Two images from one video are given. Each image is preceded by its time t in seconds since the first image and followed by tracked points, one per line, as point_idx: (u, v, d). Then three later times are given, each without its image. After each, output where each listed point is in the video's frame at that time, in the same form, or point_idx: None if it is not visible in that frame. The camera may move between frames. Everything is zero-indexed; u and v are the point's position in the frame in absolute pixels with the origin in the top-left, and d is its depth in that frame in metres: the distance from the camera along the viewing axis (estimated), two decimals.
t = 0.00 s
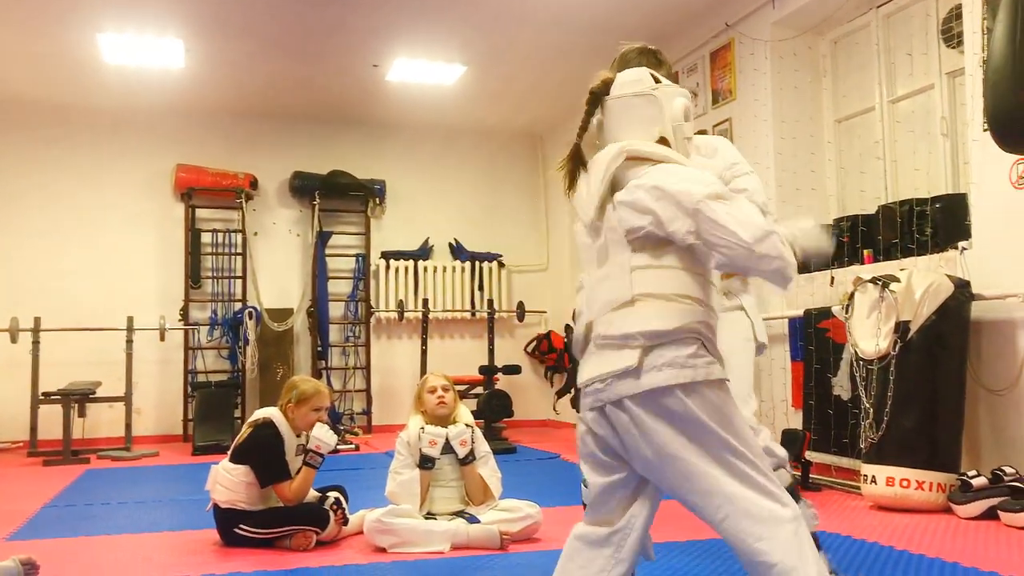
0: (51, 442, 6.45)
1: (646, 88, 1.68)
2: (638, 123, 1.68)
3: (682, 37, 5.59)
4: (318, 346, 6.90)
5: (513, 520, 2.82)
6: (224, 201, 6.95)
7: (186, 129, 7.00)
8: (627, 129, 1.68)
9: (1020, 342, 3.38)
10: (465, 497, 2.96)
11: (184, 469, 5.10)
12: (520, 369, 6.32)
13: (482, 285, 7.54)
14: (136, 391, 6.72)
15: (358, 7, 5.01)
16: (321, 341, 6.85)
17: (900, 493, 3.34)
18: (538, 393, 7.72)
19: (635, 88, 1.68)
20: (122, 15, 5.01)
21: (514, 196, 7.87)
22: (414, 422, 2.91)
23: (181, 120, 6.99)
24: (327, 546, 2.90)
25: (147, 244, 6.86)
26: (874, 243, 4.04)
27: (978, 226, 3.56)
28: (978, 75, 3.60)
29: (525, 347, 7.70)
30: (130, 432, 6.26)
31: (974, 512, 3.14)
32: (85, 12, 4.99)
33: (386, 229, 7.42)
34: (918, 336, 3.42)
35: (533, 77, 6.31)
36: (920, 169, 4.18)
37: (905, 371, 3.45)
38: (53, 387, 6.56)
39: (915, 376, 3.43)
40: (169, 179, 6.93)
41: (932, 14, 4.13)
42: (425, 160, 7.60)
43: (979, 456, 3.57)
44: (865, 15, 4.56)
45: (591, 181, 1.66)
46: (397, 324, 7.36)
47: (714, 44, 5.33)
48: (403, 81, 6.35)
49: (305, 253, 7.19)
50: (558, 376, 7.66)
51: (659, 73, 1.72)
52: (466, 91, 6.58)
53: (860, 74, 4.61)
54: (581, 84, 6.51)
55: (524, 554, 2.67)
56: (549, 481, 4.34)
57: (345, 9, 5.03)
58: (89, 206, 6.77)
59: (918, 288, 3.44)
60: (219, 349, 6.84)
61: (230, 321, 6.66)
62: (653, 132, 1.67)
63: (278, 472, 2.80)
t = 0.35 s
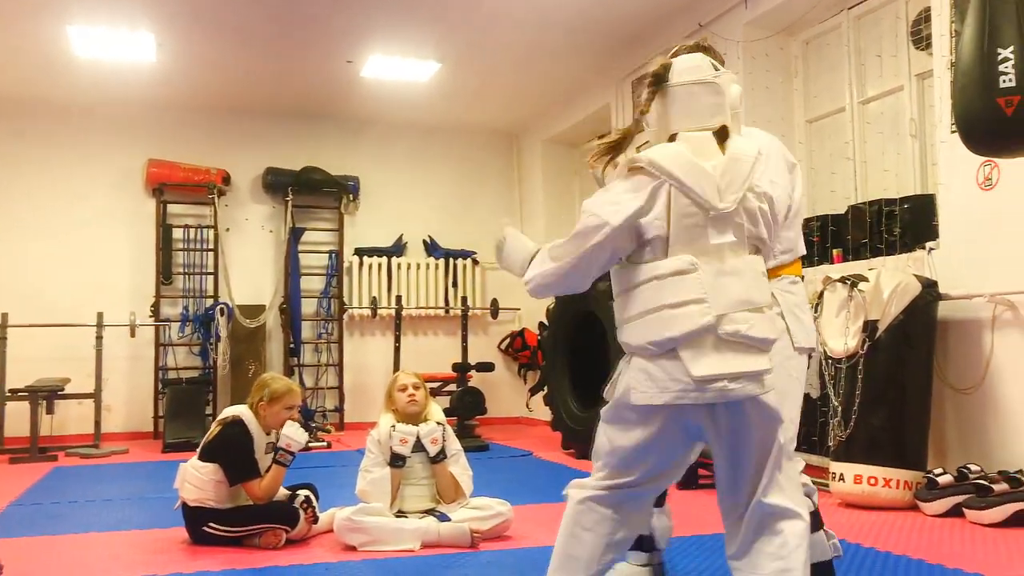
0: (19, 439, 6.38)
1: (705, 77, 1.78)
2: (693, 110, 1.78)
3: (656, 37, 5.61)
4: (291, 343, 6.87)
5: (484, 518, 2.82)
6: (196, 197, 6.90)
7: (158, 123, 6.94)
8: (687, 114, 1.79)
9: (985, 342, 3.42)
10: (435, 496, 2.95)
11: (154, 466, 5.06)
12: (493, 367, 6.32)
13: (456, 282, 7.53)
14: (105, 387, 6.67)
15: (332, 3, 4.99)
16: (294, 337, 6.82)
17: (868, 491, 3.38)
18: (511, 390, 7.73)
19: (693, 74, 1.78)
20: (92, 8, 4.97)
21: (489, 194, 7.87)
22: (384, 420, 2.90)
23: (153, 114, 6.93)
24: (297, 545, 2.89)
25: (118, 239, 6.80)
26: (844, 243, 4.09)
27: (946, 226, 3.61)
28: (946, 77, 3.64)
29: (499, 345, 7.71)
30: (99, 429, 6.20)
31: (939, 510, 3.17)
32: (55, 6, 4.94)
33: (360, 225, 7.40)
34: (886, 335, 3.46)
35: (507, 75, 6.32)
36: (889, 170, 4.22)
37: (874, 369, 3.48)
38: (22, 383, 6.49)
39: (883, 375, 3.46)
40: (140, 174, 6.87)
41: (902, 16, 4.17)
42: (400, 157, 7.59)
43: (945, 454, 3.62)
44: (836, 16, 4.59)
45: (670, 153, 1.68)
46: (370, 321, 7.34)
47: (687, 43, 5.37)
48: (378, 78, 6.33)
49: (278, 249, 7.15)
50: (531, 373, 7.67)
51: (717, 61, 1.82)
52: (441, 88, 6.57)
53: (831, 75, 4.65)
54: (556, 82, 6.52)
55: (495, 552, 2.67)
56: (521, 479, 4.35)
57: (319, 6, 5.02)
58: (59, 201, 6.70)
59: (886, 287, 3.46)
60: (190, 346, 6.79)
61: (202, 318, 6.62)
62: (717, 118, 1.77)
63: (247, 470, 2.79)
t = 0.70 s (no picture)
0: None
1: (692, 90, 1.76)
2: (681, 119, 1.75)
3: (629, 38, 5.62)
4: (260, 342, 6.81)
5: (453, 519, 2.80)
6: (165, 194, 6.83)
7: (126, 119, 6.86)
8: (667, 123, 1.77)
9: (953, 343, 3.44)
10: (403, 496, 2.93)
11: (120, 467, 5.00)
12: (465, 368, 6.30)
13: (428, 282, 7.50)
14: (71, 386, 6.58)
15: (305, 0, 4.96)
16: (263, 337, 6.76)
17: (836, 491, 3.40)
18: (483, 391, 7.71)
19: (677, 87, 1.76)
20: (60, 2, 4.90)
21: (462, 193, 7.85)
22: (352, 421, 2.88)
23: (122, 110, 6.84)
24: (263, 545, 2.86)
25: (84, 237, 6.71)
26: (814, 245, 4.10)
27: (915, 230, 3.63)
28: (916, 81, 3.66)
29: (471, 345, 7.69)
30: (64, 429, 6.11)
31: (904, 512, 3.20)
32: None
33: (331, 224, 7.35)
34: (854, 337, 3.46)
35: (481, 74, 6.30)
36: (858, 173, 4.25)
37: (841, 371, 3.49)
38: None
39: (851, 376, 3.46)
40: (108, 171, 6.78)
41: (873, 20, 4.20)
42: (372, 156, 7.55)
43: (912, 455, 3.65)
44: (808, 20, 4.61)
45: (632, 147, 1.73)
46: (341, 320, 7.29)
47: (660, 45, 5.38)
48: (351, 75, 6.29)
49: (248, 247, 7.09)
50: (503, 374, 7.66)
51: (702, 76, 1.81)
52: (414, 86, 6.54)
53: (802, 78, 4.67)
54: (530, 82, 6.50)
55: (462, 553, 2.65)
56: (490, 480, 4.33)
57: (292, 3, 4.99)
58: (25, 197, 6.61)
59: (854, 290, 3.50)
60: (158, 345, 6.71)
61: (170, 316, 6.55)
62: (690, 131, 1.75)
63: (212, 471, 2.76)
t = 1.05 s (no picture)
0: None
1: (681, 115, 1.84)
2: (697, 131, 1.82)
3: (610, 41, 5.63)
4: (238, 342, 6.77)
5: (430, 521, 2.80)
6: (143, 193, 6.79)
7: (104, 117, 6.81)
8: (683, 136, 1.83)
9: (928, 347, 3.48)
10: (381, 497, 2.93)
11: (95, 468, 4.96)
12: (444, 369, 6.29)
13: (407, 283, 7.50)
14: (46, 386, 6.52)
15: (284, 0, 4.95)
16: (241, 337, 6.73)
17: (812, 494, 3.41)
18: (462, 393, 7.71)
19: (694, 100, 1.82)
20: None
21: (441, 193, 7.85)
22: (329, 422, 2.87)
23: (100, 108, 6.80)
24: (239, 547, 2.84)
25: (61, 235, 6.66)
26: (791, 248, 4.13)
27: (890, 234, 3.67)
28: (892, 87, 3.69)
29: (450, 346, 7.68)
30: (39, 430, 6.06)
31: (880, 513, 3.23)
32: None
33: (310, 225, 7.33)
34: (830, 339, 3.50)
35: (461, 76, 6.30)
36: (835, 177, 4.29)
37: (818, 375, 3.52)
38: None
39: (826, 378, 3.50)
40: (85, 169, 6.73)
41: (850, 25, 4.23)
42: (351, 156, 7.53)
43: (886, 456, 3.68)
44: (786, 25, 4.65)
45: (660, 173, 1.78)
46: (320, 321, 7.27)
47: (640, 49, 5.40)
48: (331, 76, 6.28)
49: (227, 247, 7.06)
50: (482, 375, 7.66)
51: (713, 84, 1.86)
52: (394, 87, 6.54)
53: (780, 82, 4.71)
54: (509, 84, 6.51)
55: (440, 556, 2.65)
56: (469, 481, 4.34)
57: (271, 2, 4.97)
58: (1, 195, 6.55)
59: (831, 293, 3.52)
60: (135, 345, 6.67)
61: (147, 316, 6.51)
62: (711, 140, 1.83)
63: (188, 472, 2.74)
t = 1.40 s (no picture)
0: None
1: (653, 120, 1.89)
2: (672, 124, 1.87)
3: (592, 45, 5.64)
4: (218, 346, 6.73)
5: (409, 527, 2.80)
6: (123, 196, 6.74)
7: (83, 119, 6.76)
8: (659, 126, 1.87)
9: (906, 352, 3.50)
10: (360, 502, 2.91)
11: (72, 473, 4.92)
12: (425, 373, 6.28)
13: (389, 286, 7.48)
14: (23, 390, 6.46)
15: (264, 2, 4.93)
16: (221, 341, 6.69)
17: (791, 499, 3.41)
18: (443, 397, 7.69)
19: (672, 95, 1.88)
20: None
21: (423, 197, 7.84)
22: (307, 428, 2.86)
23: (79, 110, 6.74)
24: (216, 554, 2.82)
25: (39, 238, 6.60)
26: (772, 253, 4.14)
27: (868, 239, 3.70)
28: (871, 93, 3.72)
29: (431, 350, 7.67)
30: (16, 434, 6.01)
31: (859, 517, 3.25)
32: None
33: (291, 228, 7.31)
34: (810, 345, 3.50)
35: (442, 79, 6.30)
36: (815, 183, 4.31)
37: (798, 376, 3.53)
38: None
39: (807, 381, 3.50)
40: (63, 171, 6.68)
41: (830, 32, 4.26)
42: (333, 160, 7.52)
43: (865, 460, 3.70)
44: (766, 31, 4.67)
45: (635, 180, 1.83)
46: (301, 325, 7.25)
47: (621, 54, 5.41)
48: (312, 79, 6.26)
49: (207, 250, 7.02)
50: (464, 380, 7.64)
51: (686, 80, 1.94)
52: (375, 90, 6.52)
53: (760, 88, 4.72)
54: (492, 88, 6.51)
55: (418, 561, 2.64)
56: (449, 486, 4.33)
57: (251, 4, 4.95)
58: None
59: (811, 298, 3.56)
60: (113, 348, 6.62)
61: (126, 319, 6.46)
62: (684, 133, 1.87)
63: (166, 477, 2.72)
